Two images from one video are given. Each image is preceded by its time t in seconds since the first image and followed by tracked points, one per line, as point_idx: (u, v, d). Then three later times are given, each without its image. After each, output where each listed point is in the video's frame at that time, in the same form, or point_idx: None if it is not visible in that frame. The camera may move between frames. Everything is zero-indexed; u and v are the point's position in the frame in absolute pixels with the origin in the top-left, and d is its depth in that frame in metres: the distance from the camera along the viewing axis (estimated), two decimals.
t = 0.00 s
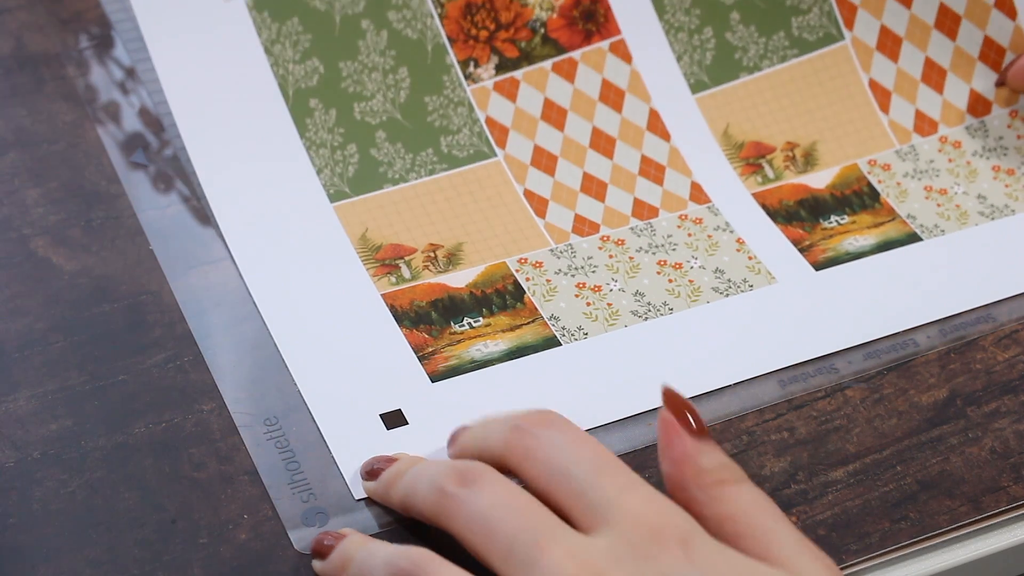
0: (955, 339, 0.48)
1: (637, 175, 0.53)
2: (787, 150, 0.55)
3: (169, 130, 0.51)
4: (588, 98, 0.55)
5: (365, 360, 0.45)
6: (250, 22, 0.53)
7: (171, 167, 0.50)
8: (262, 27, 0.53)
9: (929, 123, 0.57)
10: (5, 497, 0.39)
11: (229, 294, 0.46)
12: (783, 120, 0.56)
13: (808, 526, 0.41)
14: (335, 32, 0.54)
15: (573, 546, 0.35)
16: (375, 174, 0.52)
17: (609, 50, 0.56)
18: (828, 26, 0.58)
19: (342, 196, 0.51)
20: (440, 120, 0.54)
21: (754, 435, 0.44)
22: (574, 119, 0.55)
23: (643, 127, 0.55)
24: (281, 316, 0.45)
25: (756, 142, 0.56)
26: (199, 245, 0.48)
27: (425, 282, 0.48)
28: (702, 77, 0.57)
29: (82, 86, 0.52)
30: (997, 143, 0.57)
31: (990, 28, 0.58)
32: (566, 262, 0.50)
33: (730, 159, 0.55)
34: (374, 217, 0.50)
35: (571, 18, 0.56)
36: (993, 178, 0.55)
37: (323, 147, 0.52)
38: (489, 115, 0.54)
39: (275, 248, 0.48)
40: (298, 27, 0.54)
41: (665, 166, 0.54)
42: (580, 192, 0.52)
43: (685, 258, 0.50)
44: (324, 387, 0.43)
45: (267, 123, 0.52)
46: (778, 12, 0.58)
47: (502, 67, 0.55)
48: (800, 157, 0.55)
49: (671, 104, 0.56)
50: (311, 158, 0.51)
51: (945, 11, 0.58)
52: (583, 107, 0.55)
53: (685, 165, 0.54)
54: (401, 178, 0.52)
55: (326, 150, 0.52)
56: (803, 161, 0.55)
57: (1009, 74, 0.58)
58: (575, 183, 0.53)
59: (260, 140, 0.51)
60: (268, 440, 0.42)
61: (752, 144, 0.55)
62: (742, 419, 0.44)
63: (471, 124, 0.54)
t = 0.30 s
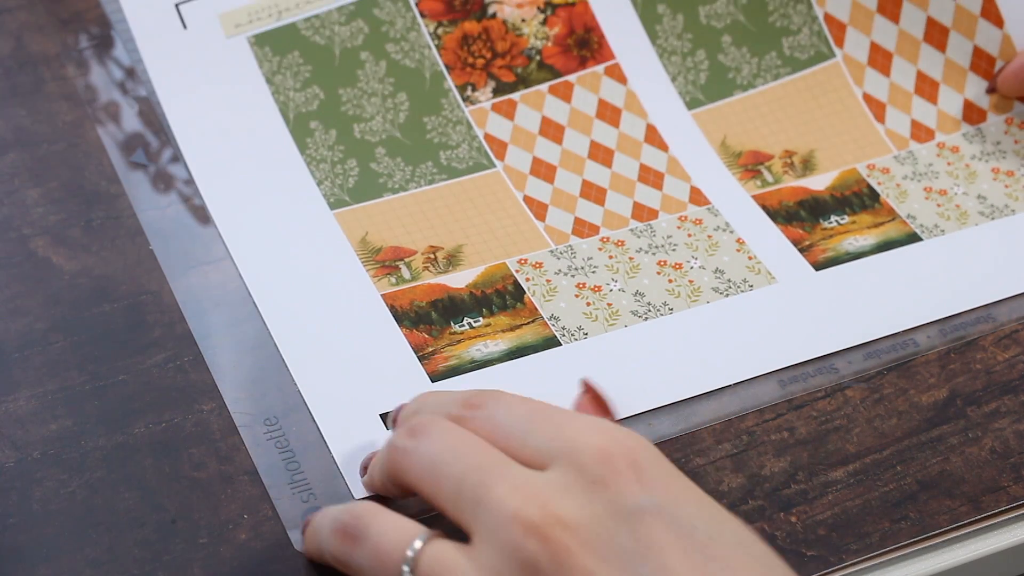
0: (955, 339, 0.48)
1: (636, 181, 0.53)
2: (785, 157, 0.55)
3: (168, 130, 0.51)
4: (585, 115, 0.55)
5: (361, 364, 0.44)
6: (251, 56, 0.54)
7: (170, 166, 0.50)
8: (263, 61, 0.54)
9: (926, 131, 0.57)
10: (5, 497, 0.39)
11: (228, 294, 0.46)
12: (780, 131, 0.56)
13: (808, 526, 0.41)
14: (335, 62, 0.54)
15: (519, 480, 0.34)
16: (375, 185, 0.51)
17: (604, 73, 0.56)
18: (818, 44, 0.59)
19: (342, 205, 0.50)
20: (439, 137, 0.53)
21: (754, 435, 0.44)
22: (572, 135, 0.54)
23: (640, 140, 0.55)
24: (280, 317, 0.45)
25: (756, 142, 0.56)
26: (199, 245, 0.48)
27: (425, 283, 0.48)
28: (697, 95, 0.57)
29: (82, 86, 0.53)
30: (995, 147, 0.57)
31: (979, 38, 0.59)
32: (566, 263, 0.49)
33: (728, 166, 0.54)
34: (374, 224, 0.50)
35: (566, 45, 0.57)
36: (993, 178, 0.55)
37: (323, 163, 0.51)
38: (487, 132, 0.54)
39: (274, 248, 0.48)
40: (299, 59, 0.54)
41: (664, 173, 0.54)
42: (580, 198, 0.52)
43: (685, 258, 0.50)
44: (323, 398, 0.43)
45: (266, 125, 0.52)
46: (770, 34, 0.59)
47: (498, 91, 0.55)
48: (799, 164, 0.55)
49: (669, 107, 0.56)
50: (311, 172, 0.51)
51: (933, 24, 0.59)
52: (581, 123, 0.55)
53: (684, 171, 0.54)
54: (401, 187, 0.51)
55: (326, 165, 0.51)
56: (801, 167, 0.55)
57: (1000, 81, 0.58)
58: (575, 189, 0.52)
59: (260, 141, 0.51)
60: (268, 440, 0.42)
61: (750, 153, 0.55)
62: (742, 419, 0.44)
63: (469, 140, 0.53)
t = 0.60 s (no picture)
0: (955, 339, 0.48)
1: (636, 182, 0.53)
2: (785, 159, 0.55)
3: (168, 129, 0.52)
4: (584, 123, 0.55)
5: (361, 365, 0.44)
6: (252, 74, 0.54)
7: (169, 166, 0.50)
8: (264, 77, 0.54)
9: (925, 135, 0.57)
10: (5, 497, 0.39)
11: (228, 294, 0.46)
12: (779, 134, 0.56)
13: (808, 526, 0.41)
14: (336, 78, 0.54)
15: (468, 411, 0.35)
16: (375, 187, 0.51)
17: (601, 86, 0.57)
18: (813, 57, 0.59)
19: (342, 205, 0.50)
20: (439, 142, 0.53)
21: (754, 435, 0.44)
22: (571, 140, 0.54)
23: (639, 145, 0.55)
24: (279, 317, 0.45)
25: (755, 143, 0.56)
26: (199, 245, 0.48)
27: (426, 283, 0.48)
28: (696, 105, 0.57)
29: (82, 86, 0.53)
30: (995, 149, 0.57)
31: (972, 44, 0.60)
32: (566, 263, 0.49)
33: (728, 168, 0.54)
34: (373, 223, 0.49)
35: (563, 62, 0.57)
36: (993, 178, 0.55)
37: (323, 166, 0.51)
38: (487, 137, 0.54)
39: (273, 247, 0.48)
40: (300, 75, 0.54)
41: (663, 175, 0.54)
42: (579, 198, 0.52)
43: (685, 258, 0.50)
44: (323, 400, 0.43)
45: (266, 126, 0.52)
46: (765, 48, 0.59)
47: (498, 102, 0.55)
48: (798, 165, 0.55)
49: (667, 110, 0.56)
50: (311, 174, 0.51)
51: (926, 34, 0.60)
52: (579, 130, 0.55)
53: (684, 172, 0.54)
54: (401, 188, 0.51)
55: (326, 168, 0.51)
56: (802, 168, 0.55)
57: (994, 85, 0.58)
58: (575, 191, 0.52)
59: (259, 141, 0.52)
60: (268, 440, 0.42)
61: (750, 155, 0.55)
62: (742, 419, 0.44)
63: (469, 144, 0.53)
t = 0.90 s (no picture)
0: (955, 339, 0.48)
1: (635, 182, 0.53)
2: (785, 159, 0.55)
3: (168, 129, 0.52)
4: (583, 126, 0.55)
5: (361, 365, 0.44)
6: (252, 80, 0.54)
7: (169, 166, 0.50)
8: (264, 84, 0.54)
9: (925, 137, 0.57)
10: (5, 497, 0.39)
11: (228, 294, 0.46)
12: (779, 136, 0.56)
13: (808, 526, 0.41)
14: (336, 84, 0.55)
15: (468, 314, 0.41)
16: (375, 187, 0.51)
17: (601, 93, 0.57)
18: (810, 68, 0.59)
19: (342, 205, 0.50)
20: (439, 143, 0.53)
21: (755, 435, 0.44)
22: (571, 141, 0.54)
23: (639, 146, 0.55)
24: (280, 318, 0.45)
25: (755, 143, 0.56)
26: (199, 245, 0.48)
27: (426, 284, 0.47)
28: (694, 108, 0.57)
29: (82, 86, 0.54)
30: (994, 150, 0.57)
31: (968, 53, 0.60)
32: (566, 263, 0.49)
33: (729, 168, 0.54)
34: (374, 223, 0.49)
35: (563, 71, 0.57)
36: (993, 179, 0.55)
37: (323, 167, 0.51)
38: (487, 139, 0.54)
39: (273, 246, 0.47)
40: (300, 82, 0.54)
41: (663, 175, 0.54)
42: (579, 198, 0.52)
43: (685, 258, 0.50)
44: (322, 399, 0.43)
45: (266, 125, 0.52)
46: (762, 61, 0.60)
47: (498, 106, 0.55)
48: (798, 165, 0.55)
49: (666, 112, 0.57)
50: (310, 174, 0.51)
51: (921, 44, 0.60)
52: (579, 132, 0.55)
53: (684, 172, 0.54)
54: (401, 188, 0.51)
55: (326, 168, 0.51)
56: (801, 168, 0.55)
57: (989, 89, 0.59)
58: (575, 190, 0.52)
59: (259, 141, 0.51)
60: (268, 439, 0.42)
61: (750, 156, 0.55)
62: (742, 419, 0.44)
63: (469, 145, 0.53)
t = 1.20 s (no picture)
0: (955, 339, 0.48)
1: (636, 182, 0.53)
2: (785, 159, 0.55)
3: (168, 129, 0.52)
4: (583, 126, 0.55)
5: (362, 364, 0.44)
6: (252, 80, 0.54)
7: (169, 166, 0.50)
8: (264, 84, 0.54)
9: (925, 138, 0.57)
10: (5, 497, 0.39)
11: (228, 294, 0.46)
12: (780, 136, 0.56)
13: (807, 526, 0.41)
14: (336, 84, 0.55)
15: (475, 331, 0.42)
16: (375, 187, 0.51)
17: (601, 95, 0.57)
18: (810, 70, 0.59)
19: (342, 205, 0.50)
20: (438, 143, 0.53)
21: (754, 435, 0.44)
22: (570, 142, 0.54)
23: (639, 146, 0.55)
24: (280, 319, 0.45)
25: (755, 144, 0.56)
26: (199, 245, 0.48)
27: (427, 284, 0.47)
28: (694, 109, 0.57)
29: (82, 86, 0.54)
30: (994, 150, 0.57)
31: (967, 56, 0.61)
32: (566, 263, 0.49)
33: (729, 168, 0.54)
34: (374, 223, 0.49)
35: (563, 73, 0.57)
36: (993, 179, 0.55)
37: (323, 166, 0.51)
38: (487, 139, 0.54)
39: (274, 246, 0.47)
40: (300, 82, 0.54)
41: (664, 175, 0.54)
42: (579, 198, 0.52)
43: (685, 258, 0.50)
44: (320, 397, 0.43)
45: (266, 125, 0.52)
46: (761, 63, 0.60)
47: (498, 107, 0.55)
48: (798, 165, 0.55)
49: (666, 112, 0.57)
50: (311, 174, 0.51)
51: (920, 48, 0.61)
52: (579, 133, 0.55)
53: (684, 172, 0.54)
54: (401, 188, 0.51)
55: (326, 168, 0.51)
56: (801, 168, 0.55)
57: (987, 90, 0.58)
58: (575, 190, 0.52)
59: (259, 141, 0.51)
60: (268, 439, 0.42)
61: (749, 156, 0.55)
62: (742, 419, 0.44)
63: (469, 145, 0.53)
